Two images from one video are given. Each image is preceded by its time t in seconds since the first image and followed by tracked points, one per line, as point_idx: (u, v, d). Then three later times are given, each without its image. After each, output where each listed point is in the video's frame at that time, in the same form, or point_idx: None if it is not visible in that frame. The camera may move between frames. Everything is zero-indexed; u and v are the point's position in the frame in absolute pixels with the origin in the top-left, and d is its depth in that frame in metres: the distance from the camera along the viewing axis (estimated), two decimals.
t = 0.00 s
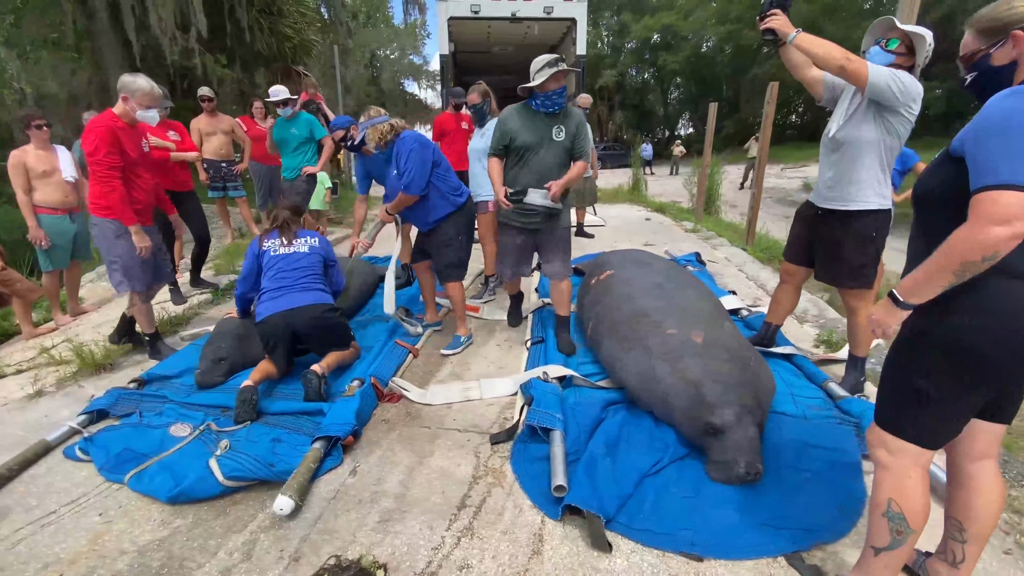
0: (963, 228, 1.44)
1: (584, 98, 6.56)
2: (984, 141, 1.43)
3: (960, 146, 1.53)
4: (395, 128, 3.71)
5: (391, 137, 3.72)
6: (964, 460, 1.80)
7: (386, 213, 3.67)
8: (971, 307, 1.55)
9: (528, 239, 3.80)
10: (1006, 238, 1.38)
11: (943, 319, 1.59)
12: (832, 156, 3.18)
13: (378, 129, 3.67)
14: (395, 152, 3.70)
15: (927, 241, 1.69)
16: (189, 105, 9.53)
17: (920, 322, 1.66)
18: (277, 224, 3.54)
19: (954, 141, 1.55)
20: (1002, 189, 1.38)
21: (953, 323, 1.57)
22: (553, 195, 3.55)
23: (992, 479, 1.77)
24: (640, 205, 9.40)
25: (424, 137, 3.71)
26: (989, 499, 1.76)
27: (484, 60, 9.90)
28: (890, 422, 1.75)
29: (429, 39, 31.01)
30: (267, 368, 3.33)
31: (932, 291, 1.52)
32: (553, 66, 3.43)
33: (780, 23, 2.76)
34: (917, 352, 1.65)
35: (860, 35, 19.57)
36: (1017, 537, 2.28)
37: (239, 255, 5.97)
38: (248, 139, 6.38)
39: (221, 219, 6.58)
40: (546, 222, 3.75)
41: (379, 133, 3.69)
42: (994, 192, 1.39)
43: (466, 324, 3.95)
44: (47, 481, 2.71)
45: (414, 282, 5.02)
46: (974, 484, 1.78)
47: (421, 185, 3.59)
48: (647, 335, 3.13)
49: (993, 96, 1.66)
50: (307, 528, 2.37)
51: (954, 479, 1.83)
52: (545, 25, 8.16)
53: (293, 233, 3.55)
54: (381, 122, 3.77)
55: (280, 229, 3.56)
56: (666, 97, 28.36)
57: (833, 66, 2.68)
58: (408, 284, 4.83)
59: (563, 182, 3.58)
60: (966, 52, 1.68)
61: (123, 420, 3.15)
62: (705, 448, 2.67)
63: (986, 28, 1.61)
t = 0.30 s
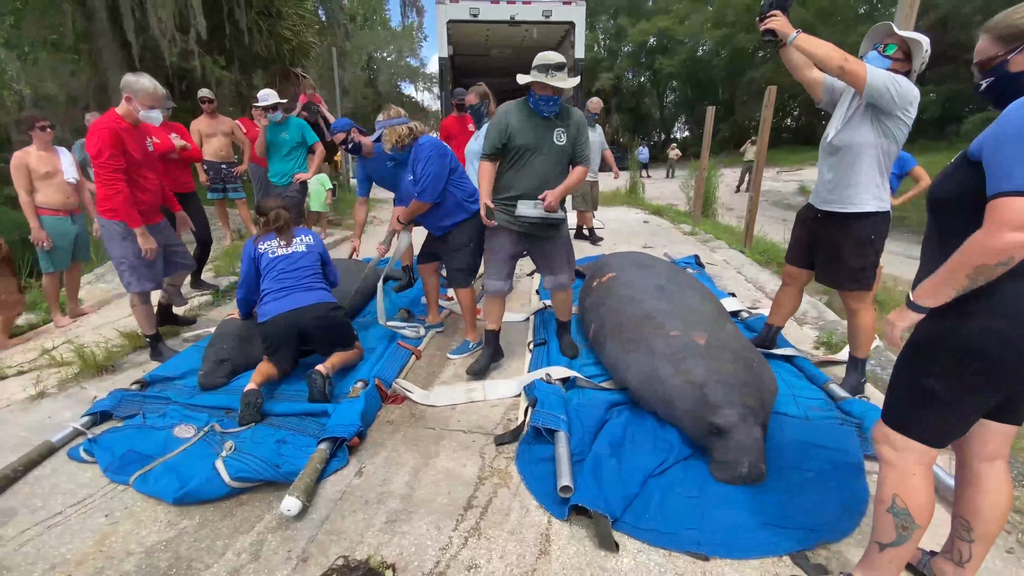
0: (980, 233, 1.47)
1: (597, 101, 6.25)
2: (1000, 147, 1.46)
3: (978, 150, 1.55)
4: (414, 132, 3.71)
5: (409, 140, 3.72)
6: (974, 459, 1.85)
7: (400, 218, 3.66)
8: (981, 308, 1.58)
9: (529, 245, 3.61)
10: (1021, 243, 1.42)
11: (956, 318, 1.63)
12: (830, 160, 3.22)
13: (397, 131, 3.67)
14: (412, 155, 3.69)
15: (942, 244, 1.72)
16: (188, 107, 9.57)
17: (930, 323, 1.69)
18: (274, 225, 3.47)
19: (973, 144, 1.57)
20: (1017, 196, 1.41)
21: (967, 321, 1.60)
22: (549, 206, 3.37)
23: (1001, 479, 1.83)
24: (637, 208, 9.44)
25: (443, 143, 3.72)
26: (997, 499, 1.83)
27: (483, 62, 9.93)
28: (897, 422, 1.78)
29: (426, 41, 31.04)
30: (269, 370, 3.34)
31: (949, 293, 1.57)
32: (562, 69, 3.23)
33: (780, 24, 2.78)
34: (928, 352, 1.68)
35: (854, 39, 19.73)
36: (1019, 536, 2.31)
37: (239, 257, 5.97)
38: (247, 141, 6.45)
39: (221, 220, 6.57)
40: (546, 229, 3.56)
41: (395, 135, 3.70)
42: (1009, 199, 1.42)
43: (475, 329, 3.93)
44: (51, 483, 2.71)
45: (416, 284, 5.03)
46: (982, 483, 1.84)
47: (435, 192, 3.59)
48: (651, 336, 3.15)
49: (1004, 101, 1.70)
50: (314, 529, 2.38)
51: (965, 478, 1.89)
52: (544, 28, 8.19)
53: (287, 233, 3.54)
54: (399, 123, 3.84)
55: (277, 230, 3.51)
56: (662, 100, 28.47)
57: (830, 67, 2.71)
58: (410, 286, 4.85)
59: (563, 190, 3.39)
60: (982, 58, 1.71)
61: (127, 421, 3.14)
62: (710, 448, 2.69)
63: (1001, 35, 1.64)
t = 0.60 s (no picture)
0: (993, 237, 1.49)
1: (603, 101, 6.04)
2: (1011, 151, 1.48)
3: (987, 153, 1.57)
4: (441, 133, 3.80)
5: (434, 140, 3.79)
6: (977, 460, 1.86)
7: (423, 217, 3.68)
8: (988, 309, 1.60)
9: (503, 262, 3.33)
10: None
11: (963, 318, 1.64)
12: (830, 163, 3.23)
13: (426, 129, 3.75)
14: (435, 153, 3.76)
15: (949, 246, 1.73)
16: (186, 108, 9.53)
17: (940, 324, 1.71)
18: (242, 232, 3.41)
19: (981, 147, 1.59)
20: None
21: (973, 321, 1.62)
22: (523, 213, 3.09)
23: (1003, 479, 1.85)
24: (636, 210, 9.47)
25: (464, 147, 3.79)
26: (999, 498, 1.84)
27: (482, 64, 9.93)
28: (903, 422, 1.80)
29: (424, 43, 31.05)
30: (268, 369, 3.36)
31: (967, 302, 1.56)
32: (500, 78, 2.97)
33: (781, 27, 2.80)
34: (936, 352, 1.70)
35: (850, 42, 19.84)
36: (1019, 535, 2.33)
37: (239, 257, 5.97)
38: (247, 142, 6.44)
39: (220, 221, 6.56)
40: (517, 245, 3.27)
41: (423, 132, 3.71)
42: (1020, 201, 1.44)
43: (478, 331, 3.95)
44: (54, 483, 2.70)
45: (417, 284, 5.04)
46: (984, 483, 1.85)
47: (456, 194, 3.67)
48: (653, 338, 3.16)
49: (1009, 104, 1.71)
50: (318, 529, 2.38)
51: (967, 478, 1.90)
52: (543, 30, 8.20)
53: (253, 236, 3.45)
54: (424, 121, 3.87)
55: (245, 237, 3.43)
56: (660, 102, 28.54)
57: (831, 71, 2.72)
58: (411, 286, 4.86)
59: (529, 203, 3.08)
60: (990, 60, 1.73)
61: (128, 422, 3.14)
62: (712, 449, 2.70)
63: (1008, 39, 1.66)
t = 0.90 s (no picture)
0: (994, 234, 1.50)
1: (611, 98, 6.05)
2: (1015, 150, 1.48)
3: (990, 153, 1.58)
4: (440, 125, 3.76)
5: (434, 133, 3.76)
6: (978, 459, 1.87)
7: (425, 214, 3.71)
8: (991, 307, 1.60)
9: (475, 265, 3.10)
10: None
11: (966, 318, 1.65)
12: (830, 164, 3.24)
13: (424, 123, 3.71)
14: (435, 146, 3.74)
15: (954, 246, 1.74)
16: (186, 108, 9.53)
17: (944, 324, 1.72)
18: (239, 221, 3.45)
19: (984, 147, 1.61)
20: None
21: (976, 320, 1.63)
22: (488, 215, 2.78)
23: (1004, 478, 1.85)
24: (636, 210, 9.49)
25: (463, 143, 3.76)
26: (1001, 497, 1.85)
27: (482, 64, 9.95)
28: (906, 422, 1.81)
29: (424, 44, 31.06)
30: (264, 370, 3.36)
31: (959, 292, 1.60)
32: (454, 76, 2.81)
33: (782, 26, 2.80)
34: (940, 352, 1.70)
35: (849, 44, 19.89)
36: (1019, 534, 2.33)
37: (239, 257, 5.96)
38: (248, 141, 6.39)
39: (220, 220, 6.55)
40: (489, 249, 3.00)
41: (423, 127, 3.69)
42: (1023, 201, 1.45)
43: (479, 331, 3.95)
44: (54, 483, 2.70)
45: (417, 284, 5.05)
46: (985, 482, 1.86)
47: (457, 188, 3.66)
48: (654, 338, 3.17)
49: (1011, 104, 1.72)
50: (318, 529, 2.37)
51: (968, 476, 1.90)
52: (543, 31, 8.22)
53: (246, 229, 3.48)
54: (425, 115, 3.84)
55: (240, 227, 3.49)
56: (660, 103, 28.58)
57: (831, 70, 2.73)
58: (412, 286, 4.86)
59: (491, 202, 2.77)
60: (989, 64, 1.75)
61: (128, 421, 3.13)
62: (713, 448, 2.71)
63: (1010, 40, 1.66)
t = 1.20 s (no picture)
0: (943, 219, 1.66)
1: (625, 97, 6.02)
2: (1001, 147, 1.54)
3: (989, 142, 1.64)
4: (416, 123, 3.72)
5: (412, 131, 3.73)
6: (984, 460, 1.88)
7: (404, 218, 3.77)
8: (995, 307, 1.61)
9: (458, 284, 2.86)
10: (968, 238, 1.60)
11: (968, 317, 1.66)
12: (830, 164, 3.24)
13: (400, 122, 3.69)
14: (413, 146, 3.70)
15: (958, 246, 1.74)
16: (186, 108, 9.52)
17: (949, 324, 1.72)
18: (247, 219, 3.42)
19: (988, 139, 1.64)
20: (981, 198, 1.56)
21: (979, 320, 1.64)
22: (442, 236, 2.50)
23: (1009, 479, 1.86)
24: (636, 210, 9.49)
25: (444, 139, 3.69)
26: (1006, 499, 1.85)
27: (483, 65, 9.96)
28: (910, 422, 1.80)
29: (425, 44, 31.06)
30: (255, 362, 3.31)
31: (909, 246, 1.85)
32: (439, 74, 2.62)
33: (783, 21, 2.79)
34: (944, 352, 1.70)
35: (850, 44, 19.87)
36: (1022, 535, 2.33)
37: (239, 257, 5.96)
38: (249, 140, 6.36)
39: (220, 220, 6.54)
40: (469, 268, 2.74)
41: (402, 126, 3.69)
42: (970, 198, 1.58)
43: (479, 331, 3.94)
44: (54, 482, 2.70)
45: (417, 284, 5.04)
46: (991, 484, 1.87)
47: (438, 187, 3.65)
48: (655, 337, 3.16)
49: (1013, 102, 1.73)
50: (319, 528, 2.37)
51: (973, 477, 1.91)
52: (544, 31, 8.23)
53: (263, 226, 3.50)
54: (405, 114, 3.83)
55: (251, 224, 3.46)
56: (660, 104, 28.57)
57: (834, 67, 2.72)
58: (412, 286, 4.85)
59: (448, 220, 2.51)
60: (984, 78, 1.78)
61: (128, 421, 3.13)
62: (714, 449, 2.70)
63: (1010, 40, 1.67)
